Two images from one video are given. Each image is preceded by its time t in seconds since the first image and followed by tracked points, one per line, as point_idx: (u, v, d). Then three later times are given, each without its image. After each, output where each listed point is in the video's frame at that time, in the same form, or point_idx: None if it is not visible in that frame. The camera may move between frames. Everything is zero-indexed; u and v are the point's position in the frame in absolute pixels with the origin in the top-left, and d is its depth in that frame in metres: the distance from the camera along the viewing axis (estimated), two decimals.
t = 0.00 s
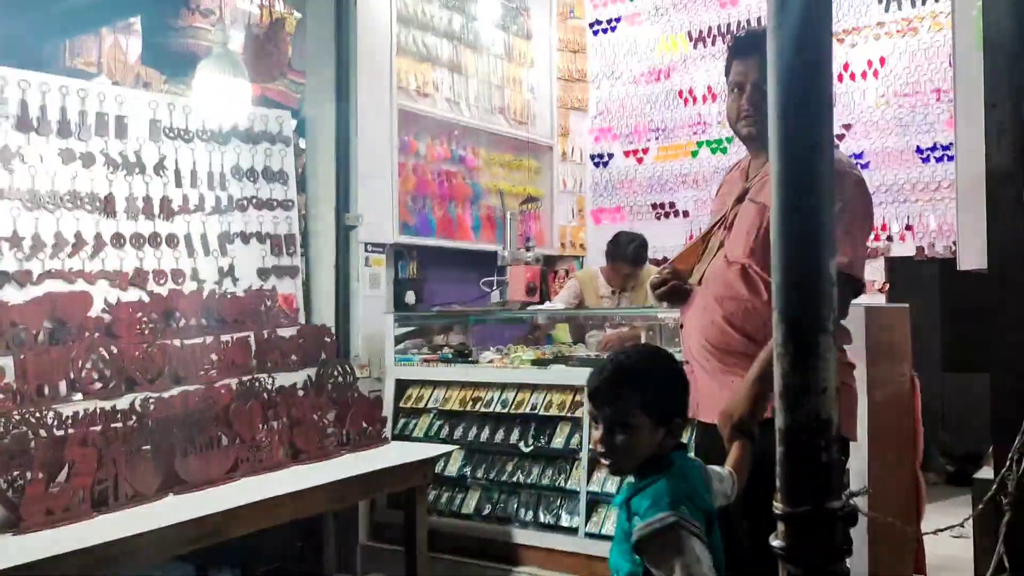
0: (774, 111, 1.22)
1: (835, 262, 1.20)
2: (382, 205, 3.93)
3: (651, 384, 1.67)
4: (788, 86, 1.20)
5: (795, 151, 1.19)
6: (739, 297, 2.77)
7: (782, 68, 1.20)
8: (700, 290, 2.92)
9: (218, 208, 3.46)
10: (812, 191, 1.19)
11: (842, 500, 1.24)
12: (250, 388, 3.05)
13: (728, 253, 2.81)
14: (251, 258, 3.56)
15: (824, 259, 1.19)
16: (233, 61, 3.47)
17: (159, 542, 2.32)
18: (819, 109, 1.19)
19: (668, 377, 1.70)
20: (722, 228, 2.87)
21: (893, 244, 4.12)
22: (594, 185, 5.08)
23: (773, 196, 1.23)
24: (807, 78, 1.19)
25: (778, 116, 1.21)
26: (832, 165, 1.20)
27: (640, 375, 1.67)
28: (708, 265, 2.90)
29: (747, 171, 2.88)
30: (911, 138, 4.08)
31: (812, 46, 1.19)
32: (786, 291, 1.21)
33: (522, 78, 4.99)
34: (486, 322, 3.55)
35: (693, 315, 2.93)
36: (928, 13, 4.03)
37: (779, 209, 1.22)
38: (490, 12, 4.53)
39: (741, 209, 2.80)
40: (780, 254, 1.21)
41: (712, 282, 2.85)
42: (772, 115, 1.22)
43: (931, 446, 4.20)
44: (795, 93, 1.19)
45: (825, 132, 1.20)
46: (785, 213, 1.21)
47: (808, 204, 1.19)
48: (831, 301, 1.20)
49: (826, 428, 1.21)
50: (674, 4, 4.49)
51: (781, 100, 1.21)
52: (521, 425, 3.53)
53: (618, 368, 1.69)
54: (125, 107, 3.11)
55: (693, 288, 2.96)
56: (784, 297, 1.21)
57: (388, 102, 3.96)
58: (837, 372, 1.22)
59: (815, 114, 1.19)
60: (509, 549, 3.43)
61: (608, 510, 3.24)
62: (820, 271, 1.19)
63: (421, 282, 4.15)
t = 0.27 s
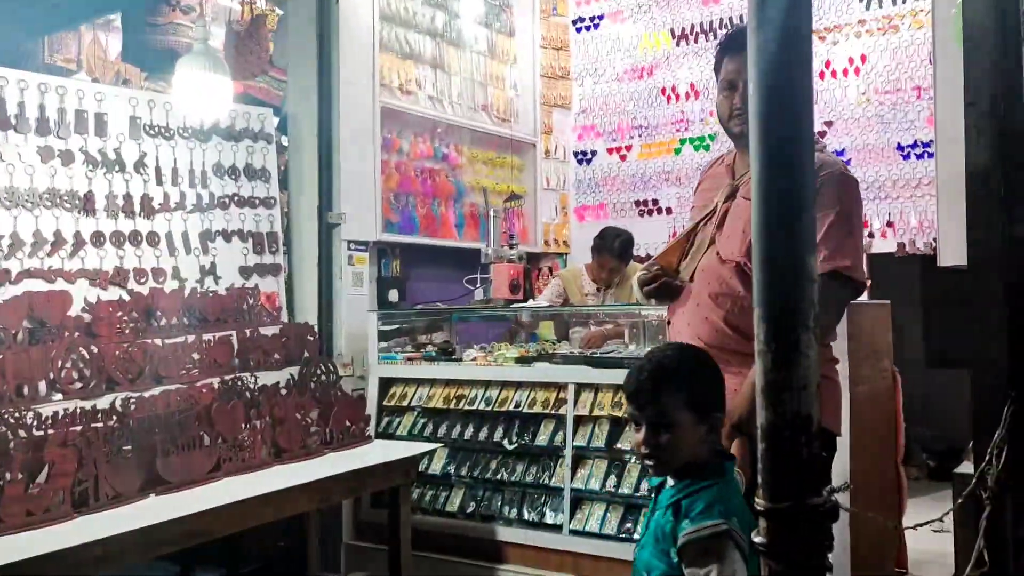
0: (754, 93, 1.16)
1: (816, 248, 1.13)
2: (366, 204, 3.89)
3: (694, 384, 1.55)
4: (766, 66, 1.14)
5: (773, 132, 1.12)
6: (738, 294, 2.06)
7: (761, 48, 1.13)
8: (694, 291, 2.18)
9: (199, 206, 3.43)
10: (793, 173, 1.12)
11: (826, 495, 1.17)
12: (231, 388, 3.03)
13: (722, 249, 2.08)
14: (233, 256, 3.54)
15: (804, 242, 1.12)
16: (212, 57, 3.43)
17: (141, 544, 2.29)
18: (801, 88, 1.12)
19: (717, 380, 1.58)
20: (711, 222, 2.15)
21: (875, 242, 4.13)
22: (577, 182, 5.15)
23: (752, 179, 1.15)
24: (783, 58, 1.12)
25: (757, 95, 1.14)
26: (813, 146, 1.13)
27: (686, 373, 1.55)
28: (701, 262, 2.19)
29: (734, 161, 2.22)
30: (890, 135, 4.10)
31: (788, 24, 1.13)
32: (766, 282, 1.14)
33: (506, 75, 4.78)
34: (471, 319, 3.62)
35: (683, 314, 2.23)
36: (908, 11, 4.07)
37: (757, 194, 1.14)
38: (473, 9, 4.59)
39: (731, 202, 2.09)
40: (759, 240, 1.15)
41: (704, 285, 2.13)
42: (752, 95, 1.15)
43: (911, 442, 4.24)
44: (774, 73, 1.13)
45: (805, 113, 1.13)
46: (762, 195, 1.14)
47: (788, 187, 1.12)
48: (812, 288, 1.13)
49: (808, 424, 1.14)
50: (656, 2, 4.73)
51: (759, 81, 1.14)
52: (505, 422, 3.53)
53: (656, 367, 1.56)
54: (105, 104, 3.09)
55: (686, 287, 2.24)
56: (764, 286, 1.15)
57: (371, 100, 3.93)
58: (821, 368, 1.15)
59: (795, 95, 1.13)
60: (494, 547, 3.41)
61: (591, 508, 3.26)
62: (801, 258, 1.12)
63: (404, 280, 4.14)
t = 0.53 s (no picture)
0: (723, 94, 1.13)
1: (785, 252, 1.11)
2: (341, 205, 3.88)
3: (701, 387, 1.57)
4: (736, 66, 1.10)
5: (744, 134, 1.10)
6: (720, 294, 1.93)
7: (731, 48, 1.10)
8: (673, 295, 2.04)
9: (172, 208, 3.38)
10: (763, 177, 1.09)
11: (793, 494, 1.16)
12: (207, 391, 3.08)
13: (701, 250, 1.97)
14: (206, 259, 3.49)
15: (774, 247, 1.10)
16: (185, 55, 3.42)
17: (110, 551, 2.25)
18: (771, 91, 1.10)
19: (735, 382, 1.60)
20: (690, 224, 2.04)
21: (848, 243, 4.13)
22: (555, 183, 5.09)
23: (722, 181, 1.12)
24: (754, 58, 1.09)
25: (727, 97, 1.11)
26: (782, 150, 1.11)
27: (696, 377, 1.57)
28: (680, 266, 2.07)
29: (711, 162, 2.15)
30: (864, 136, 4.14)
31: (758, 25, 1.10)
32: (736, 287, 1.11)
33: (482, 76, 4.81)
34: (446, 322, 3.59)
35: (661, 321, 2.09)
36: (881, 14, 4.10)
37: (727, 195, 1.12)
38: (449, 10, 4.58)
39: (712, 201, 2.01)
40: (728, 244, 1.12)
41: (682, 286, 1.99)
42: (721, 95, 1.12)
43: (886, 440, 4.27)
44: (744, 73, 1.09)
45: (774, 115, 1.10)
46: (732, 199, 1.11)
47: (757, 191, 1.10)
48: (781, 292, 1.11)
49: (775, 425, 1.13)
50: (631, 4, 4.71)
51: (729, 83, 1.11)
52: (482, 424, 3.52)
53: (667, 367, 1.58)
54: (75, 106, 3.05)
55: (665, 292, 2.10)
56: (733, 290, 1.12)
57: (346, 101, 3.92)
58: (789, 372, 1.14)
59: (765, 96, 1.10)
60: (472, 550, 3.40)
61: (569, 509, 3.26)
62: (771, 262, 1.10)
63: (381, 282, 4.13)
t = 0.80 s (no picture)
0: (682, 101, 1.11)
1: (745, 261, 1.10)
2: (311, 213, 3.89)
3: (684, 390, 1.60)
4: (695, 72, 1.09)
5: (704, 141, 1.08)
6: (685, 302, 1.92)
7: (694, 51, 1.08)
8: (640, 303, 2.03)
9: (135, 217, 3.29)
10: (724, 184, 1.08)
11: (756, 503, 1.15)
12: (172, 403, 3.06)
13: (666, 257, 1.97)
14: (170, 268, 3.42)
15: (734, 255, 1.09)
16: (147, 64, 3.37)
17: (70, 568, 2.21)
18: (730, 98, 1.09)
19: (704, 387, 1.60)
20: (655, 234, 2.05)
21: (815, 247, 4.22)
22: (525, 191, 5.17)
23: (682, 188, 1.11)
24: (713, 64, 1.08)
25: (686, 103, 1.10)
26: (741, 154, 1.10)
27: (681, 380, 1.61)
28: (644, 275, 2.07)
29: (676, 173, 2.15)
30: (830, 142, 4.19)
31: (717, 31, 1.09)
32: (697, 293, 1.10)
33: (451, 83, 4.76)
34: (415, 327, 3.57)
35: (629, 330, 2.07)
36: (844, 22, 4.16)
37: (688, 203, 1.10)
38: (417, 17, 4.57)
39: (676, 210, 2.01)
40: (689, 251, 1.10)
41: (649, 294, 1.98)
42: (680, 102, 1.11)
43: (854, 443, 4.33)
44: (703, 81, 1.08)
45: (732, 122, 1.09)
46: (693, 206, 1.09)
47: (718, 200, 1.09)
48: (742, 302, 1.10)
49: (738, 434, 1.12)
50: (599, 12, 4.86)
51: (688, 89, 1.09)
52: (453, 432, 3.51)
53: (654, 369, 1.61)
54: (36, 114, 2.93)
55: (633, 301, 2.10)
56: (696, 297, 1.10)
57: (315, 109, 3.90)
58: (749, 379, 1.13)
59: (725, 104, 1.09)
60: (443, 559, 3.38)
61: (540, 518, 3.25)
62: (732, 269, 1.09)
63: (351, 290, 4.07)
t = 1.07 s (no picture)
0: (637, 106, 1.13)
1: (700, 264, 1.12)
2: (270, 220, 3.80)
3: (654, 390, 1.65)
4: (649, 78, 1.10)
5: (659, 145, 1.09)
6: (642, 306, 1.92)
7: (649, 62, 1.10)
8: (598, 306, 2.04)
9: (89, 224, 3.21)
10: (678, 188, 1.09)
11: (714, 506, 1.15)
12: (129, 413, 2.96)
13: (624, 262, 1.97)
14: (126, 277, 3.33)
15: (689, 258, 1.10)
16: (101, 70, 3.27)
17: None
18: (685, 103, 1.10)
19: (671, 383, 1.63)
20: (614, 238, 2.06)
21: (775, 251, 4.29)
22: (488, 196, 5.18)
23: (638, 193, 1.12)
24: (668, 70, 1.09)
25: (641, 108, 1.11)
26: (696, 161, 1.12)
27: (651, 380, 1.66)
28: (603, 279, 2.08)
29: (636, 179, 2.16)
30: (789, 147, 4.25)
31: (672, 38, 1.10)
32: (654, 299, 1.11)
33: (414, 89, 4.74)
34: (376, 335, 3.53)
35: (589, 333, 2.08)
36: (801, 29, 4.24)
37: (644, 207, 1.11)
38: (378, 22, 4.54)
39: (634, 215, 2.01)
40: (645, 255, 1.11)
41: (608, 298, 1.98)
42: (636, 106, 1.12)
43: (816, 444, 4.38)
44: (658, 86, 1.10)
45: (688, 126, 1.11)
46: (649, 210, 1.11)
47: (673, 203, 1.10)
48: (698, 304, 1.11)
49: (696, 436, 1.12)
50: (561, 18, 4.89)
51: (643, 94, 1.11)
52: (417, 439, 3.48)
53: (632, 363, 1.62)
54: None
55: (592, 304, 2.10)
56: (652, 303, 1.11)
57: (274, 114, 3.84)
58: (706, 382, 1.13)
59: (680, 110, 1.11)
60: (407, 568, 3.35)
61: (505, 523, 3.23)
62: (688, 275, 1.10)
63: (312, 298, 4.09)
